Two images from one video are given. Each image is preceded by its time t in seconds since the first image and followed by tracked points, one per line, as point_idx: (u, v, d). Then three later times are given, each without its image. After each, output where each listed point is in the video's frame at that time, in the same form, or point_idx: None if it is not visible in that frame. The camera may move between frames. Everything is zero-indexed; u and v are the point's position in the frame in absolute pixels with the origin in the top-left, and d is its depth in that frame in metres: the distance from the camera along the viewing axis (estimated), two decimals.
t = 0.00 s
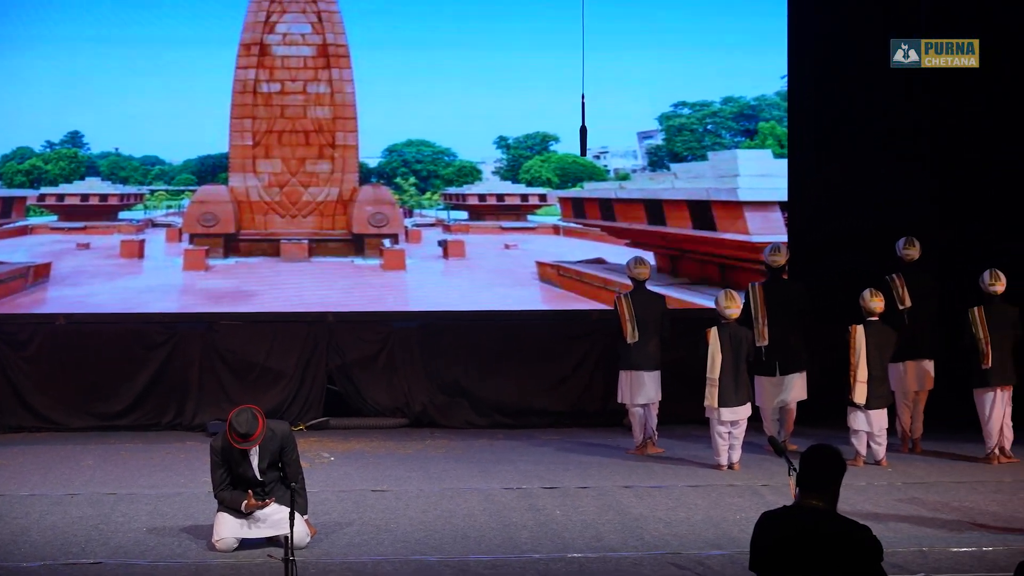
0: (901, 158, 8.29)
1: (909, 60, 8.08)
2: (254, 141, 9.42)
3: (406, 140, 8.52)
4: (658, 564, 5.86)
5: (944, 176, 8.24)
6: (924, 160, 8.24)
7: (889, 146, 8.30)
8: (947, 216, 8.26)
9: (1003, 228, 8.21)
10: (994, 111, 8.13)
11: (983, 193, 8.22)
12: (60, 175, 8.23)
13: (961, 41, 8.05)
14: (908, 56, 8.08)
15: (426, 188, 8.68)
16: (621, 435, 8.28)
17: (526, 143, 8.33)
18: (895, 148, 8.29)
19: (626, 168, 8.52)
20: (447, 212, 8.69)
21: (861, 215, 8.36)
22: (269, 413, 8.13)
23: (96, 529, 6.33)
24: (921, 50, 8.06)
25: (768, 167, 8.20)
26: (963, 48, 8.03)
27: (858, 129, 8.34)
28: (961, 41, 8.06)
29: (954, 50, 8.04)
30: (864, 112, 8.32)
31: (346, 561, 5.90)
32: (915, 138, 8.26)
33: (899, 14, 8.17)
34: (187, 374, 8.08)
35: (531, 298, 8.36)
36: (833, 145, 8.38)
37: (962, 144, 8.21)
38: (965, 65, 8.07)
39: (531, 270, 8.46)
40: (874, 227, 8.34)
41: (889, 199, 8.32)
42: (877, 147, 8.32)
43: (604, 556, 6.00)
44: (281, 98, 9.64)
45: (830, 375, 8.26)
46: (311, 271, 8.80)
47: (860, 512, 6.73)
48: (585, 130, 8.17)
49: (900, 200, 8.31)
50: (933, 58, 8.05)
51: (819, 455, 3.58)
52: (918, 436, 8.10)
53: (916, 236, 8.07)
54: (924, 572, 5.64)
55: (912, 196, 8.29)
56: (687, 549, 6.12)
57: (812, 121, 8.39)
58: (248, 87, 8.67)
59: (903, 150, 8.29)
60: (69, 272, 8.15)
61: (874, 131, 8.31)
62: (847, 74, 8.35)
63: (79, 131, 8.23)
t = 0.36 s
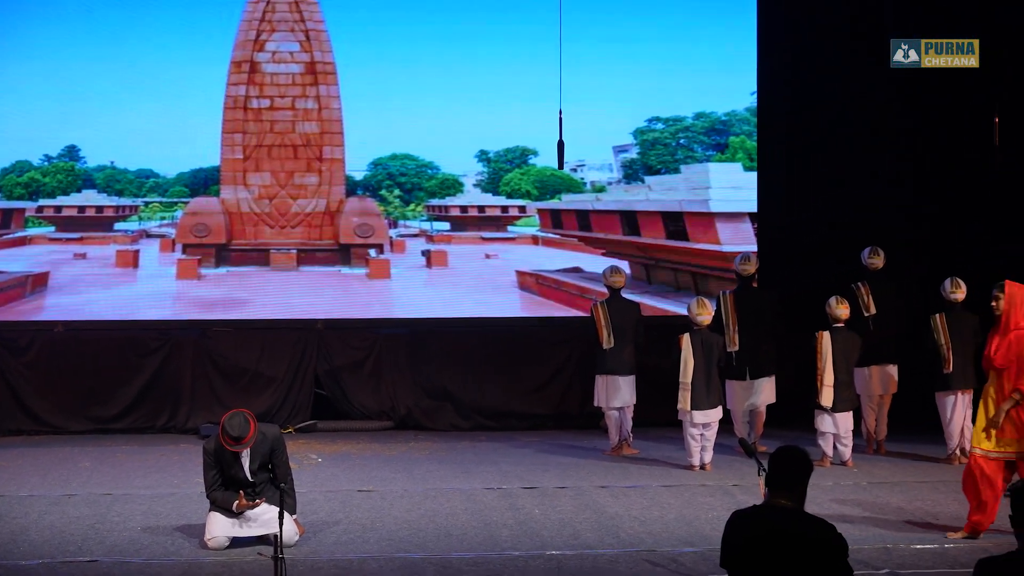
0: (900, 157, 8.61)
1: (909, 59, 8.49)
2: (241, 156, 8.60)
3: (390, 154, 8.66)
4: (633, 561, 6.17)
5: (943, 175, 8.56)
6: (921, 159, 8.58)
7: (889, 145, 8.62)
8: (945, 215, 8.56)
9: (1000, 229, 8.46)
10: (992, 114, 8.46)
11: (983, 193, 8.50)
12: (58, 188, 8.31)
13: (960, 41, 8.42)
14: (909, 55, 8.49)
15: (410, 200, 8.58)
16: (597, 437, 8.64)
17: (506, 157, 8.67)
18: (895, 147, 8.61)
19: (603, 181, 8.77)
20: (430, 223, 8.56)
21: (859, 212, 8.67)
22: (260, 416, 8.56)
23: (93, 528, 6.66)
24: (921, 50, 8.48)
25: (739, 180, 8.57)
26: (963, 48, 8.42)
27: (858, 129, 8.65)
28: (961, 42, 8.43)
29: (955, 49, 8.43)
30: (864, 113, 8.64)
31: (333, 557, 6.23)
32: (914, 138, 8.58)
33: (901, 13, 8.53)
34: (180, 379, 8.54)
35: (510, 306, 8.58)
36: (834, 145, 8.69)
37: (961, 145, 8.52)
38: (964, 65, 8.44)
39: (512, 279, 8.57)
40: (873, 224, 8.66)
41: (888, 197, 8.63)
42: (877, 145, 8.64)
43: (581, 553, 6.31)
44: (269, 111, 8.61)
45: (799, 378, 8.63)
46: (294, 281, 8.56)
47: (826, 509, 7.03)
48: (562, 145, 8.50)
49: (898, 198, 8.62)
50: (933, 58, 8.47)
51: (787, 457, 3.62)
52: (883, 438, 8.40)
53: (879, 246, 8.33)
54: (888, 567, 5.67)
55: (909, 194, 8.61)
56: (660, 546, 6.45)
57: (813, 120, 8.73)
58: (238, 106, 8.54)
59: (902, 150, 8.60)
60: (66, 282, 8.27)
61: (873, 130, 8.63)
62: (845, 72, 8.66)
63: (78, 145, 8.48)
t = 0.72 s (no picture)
0: (902, 156, 8.90)
1: (910, 58, 8.79)
2: (234, 170, 8.90)
3: (377, 168, 8.95)
4: (612, 561, 6.45)
5: (943, 175, 8.88)
6: (920, 159, 8.89)
7: (890, 144, 8.90)
8: (947, 213, 8.89)
9: (1001, 229, 8.88)
10: (995, 114, 8.84)
11: (985, 191, 8.86)
12: (56, 201, 8.58)
13: (960, 41, 8.77)
14: (910, 54, 8.79)
15: (398, 212, 8.91)
16: (578, 441, 8.95)
17: (490, 170, 8.94)
18: (895, 146, 8.90)
19: (583, 194, 9.05)
20: (417, 234, 8.91)
21: (858, 211, 8.93)
22: (252, 421, 8.83)
23: (90, 530, 6.94)
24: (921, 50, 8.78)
25: (715, 193, 8.86)
26: (964, 48, 8.78)
27: (858, 129, 8.90)
28: (961, 42, 8.79)
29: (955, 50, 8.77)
30: (865, 112, 8.89)
31: (323, 557, 6.51)
32: (915, 138, 8.89)
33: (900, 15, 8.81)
34: (175, 385, 8.79)
35: (495, 314, 8.88)
36: (833, 145, 8.93)
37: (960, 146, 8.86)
38: (964, 65, 8.80)
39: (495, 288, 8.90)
40: (870, 224, 8.93)
41: (889, 197, 8.91)
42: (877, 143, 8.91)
43: (562, 554, 6.60)
44: (261, 127, 8.92)
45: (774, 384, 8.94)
46: (288, 290, 8.85)
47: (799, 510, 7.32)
48: (544, 159, 8.79)
49: (898, 195, 8.92)
50: (934, 58, 8.78)
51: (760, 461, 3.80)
52: (854, 442, 8.71)
53: (850, 257, 8.60)
54: (860, 567, 5.87)
55: (906, 194, 8.91)
56: (637, 547, 6.73)
57: (814, 118, 8.95)
58: (230, 121, 8.81)
59: (904, 149, 8.90)
60: (64, 291, 8.58)
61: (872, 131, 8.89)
62: (841, 75, 8.89)
63: (74, 159, 8.76)
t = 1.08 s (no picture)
0: (903, 156, 8.89)
1: (909, 58, 8.77)
2: (232, 177, 8.81)
3: (374, 174, 8.95)
4: (609, 567, 6.48)
5: (943, 176, 8.86)
6: (920, 159, 8.88)
7: (890, 144, 8.89)
8: (947, 213, 8.87)
9: (1001, 229, 8.86)
10: (994, 115, 8.80)
11: (985, 191, 8.84)
12: (54, 208, 8.51)
13: (961, 41, 8.74)
14: (909, 54, 8.78)
15: (394, 219, 8.82)
16: (574, 447, 9.03)
17: (486, 177, 8.98)
18: (895, 146, 8.89)
19: (580, 201, 8.98)
20: (414, 241, 8.80)
21: (858, 212, 8.95)
22: (250, 427, 8.99)
23: (87, 535, 6.98)
24: (920, 50, 8.78)
25: (711, 199, 8.89)
26: (963, 48, 8.74)
27: (858, 129, 8.90)
28: (961, 42, 8.75)
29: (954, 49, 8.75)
30: (867, 111, 8.89)
31: (320, 563, 6.55)
32: (915, 138, 8.87)
33: (900, 16, 8.82)
34: (172, 392, 8.95)
35: (492, 321, 8.83)
36: (834, 146, 8.94)
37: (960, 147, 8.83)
38: (964, 65, 8.77)
39: (492, 295, 8.84)
40: (871, 225, 8.93)
41: (889, 197, 8.91)
42: (878, 143, 8.89)
43: (559, 559, 6.62)
44: (259, 134, 8.84)
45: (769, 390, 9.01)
46: (287, 297, 8.79)
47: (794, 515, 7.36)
48: (541, 166, 8.83)
49: (898, 195, 8.91)
50: (933, 57, 8.75)
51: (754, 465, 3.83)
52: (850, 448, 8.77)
53: (847, 264, 8.61)
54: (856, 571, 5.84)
55: (906, 194, 8.91)
56: (634, 553, 6.76)
57: (813, 121, 8.98)
58: (229, 128, 8.81)
59: (905, 149, 8.89)
60: (63, 298, 8.56)
61: (872, 131, 8.89)
62: (841, 78, 8.90)
63: (73, 167, 8.77)
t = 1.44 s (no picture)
0: (903, 156, 8.91)
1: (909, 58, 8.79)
2: (247, 177, 8.84)
3: (390, 175, 8.96)
4: (624, 567, 6.47)
5: (943, 175, 8.87)
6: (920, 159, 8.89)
7: (890, 143, 8.91)
8: (947, 214, 8.86)
9: (1001, 229, 8.83)
10: (994, 115, 8.83)
11: (985, 192, 8.82)
12: (70, 208, 8.55)
13: (961, 41, 8.75)
14: (909, 54, 8.80)
15: (409, 219, 8.85)
16: (589, 447, 9.04)
17: (502, 177, 8.97)
18: (895, 146, 8.91)
19: (595, 201, 8.97)
20: (429, 241, 8.82)
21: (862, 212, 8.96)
22: (265, 427, 8.97)
23: (104, 535, 6.99)
24: (920, 49, 8.79)
25: (727, 199, 8.87)
26: (962, 48, 8.76)
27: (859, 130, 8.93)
28: (961, 42, 8.77)
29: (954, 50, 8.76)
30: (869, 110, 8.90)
31: (335, 562, 6.56)
32: (915, 138, 8.89)
33: (900, 15, 8.83)
34: (188, 393, 8.97)
35: (507, 321, 8.82)
36: (834, 146, 8.99)
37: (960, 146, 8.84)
38: (964, 65, 8.77)
39: (507, 295, 8.84)
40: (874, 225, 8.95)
41: (891, 197, 8.93)
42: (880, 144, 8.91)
43: (575, 559, 6.62)
44: (274, 134, 8.83)
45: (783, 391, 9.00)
46: (303, 297, 8.80)
47: (810, 516, 7.35)
48: (556, 166, 8.82)
49: (898, 195, 8.93)
50: (931, 57, 8.77)
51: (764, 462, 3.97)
52: (865, 448, 8.74)
53: (861, 263, 8.62)
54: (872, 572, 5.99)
55: (906, 194, 8.92)
56: (651, 553, 6.76)
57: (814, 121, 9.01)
58: (243, 128, 8.81)
59: (904, 148, 8.91)
60: (79, 298, 8.58)
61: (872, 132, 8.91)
62: (841, 78, 8.94)
63: (89, 167, 8.79)
